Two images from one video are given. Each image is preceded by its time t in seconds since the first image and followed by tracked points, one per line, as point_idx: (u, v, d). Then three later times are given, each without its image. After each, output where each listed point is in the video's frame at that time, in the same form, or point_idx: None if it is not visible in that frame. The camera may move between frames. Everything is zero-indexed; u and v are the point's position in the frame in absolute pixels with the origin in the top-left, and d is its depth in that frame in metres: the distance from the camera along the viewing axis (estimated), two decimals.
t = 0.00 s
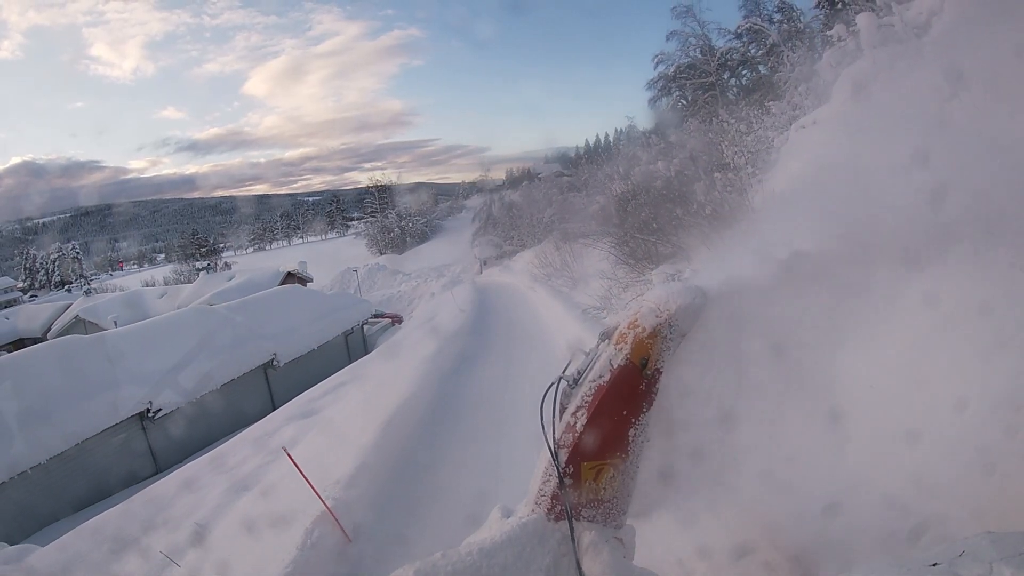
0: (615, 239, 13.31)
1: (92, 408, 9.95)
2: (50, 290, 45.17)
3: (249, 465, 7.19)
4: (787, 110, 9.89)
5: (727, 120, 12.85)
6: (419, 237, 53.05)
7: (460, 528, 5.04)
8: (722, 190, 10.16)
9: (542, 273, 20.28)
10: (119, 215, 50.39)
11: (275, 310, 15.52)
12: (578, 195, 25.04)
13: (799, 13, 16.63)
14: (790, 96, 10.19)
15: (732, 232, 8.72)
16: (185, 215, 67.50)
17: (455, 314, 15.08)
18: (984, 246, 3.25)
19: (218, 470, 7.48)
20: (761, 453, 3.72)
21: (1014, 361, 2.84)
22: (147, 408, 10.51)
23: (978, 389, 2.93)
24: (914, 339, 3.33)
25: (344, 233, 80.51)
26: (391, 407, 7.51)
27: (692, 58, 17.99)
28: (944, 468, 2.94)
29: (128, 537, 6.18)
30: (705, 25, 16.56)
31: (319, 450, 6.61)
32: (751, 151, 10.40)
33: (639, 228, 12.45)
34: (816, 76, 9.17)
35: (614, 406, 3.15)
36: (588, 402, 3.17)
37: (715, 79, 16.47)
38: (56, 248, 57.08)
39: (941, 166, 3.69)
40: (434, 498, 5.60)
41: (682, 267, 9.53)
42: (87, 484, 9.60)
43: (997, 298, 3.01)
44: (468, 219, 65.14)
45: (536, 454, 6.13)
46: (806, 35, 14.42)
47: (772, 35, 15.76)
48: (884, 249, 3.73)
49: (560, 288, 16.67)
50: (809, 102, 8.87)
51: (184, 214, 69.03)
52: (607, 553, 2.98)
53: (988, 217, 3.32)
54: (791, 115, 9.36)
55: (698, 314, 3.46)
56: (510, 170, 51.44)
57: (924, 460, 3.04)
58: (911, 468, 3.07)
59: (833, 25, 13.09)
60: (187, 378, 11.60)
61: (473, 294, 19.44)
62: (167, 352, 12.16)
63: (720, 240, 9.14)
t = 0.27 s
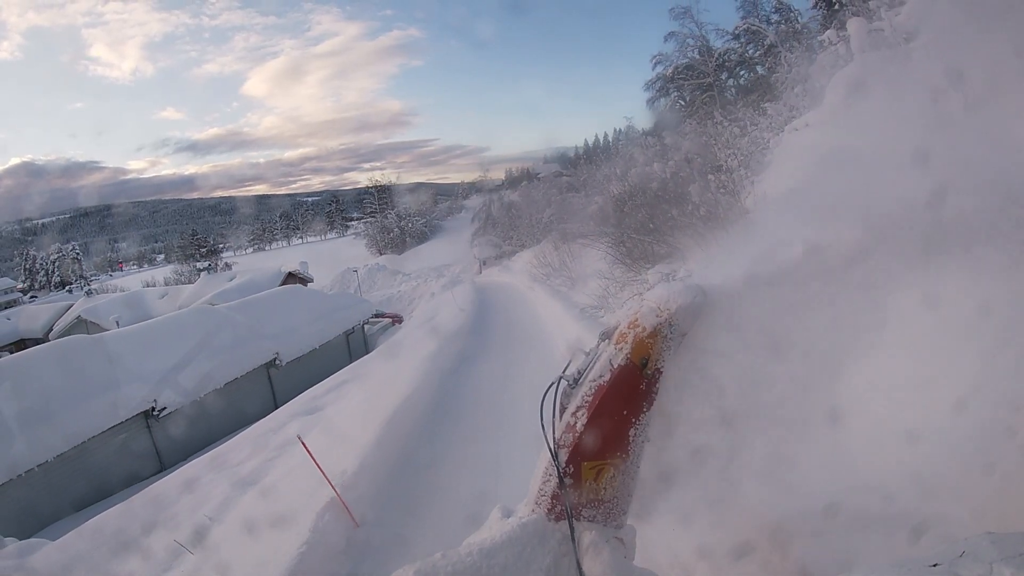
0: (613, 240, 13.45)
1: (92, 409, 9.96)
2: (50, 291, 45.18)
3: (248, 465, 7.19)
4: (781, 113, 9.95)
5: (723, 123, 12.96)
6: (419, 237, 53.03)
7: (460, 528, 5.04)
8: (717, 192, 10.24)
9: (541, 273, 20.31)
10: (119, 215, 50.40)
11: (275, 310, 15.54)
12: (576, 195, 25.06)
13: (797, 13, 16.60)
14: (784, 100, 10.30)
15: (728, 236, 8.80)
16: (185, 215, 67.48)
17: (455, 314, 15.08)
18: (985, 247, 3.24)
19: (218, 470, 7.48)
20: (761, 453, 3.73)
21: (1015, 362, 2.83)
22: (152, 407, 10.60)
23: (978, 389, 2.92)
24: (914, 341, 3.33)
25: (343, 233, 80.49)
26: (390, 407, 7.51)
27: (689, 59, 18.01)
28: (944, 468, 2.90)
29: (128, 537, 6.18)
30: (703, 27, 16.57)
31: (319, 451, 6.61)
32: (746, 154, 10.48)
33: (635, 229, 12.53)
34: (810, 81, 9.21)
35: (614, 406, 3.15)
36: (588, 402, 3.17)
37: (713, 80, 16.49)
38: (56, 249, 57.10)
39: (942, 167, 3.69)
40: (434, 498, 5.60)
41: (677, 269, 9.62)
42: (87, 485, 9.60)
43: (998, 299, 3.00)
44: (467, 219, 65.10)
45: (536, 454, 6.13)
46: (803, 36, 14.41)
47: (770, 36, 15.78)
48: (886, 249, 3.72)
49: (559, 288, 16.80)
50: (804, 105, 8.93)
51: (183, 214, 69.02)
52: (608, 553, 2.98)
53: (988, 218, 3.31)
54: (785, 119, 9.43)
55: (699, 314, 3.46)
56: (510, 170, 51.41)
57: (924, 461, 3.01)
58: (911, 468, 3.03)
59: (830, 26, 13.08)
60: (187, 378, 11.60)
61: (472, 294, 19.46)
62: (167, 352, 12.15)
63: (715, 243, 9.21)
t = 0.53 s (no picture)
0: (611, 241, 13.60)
1: (92, 409, 9.98)
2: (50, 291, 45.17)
3: (248, 464, 7.19)
4: (775, 116, 10.09)
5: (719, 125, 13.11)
6: (418, 237, 52.99)
7: (460, 527, 5.04)
8: (711, 194, 10.46)
9: (541, 272, 20.32)
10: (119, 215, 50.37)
11: (276, 310, 15.55)
12: (575, 195, 25.07)
13: (795, 14, 16.58)
14: (778, 102, 10.43)
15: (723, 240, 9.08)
16: (185, 215, 67.44)
17: (455, 314, 15.07)
18: (985, 247, 3.23)
19: (218, 470, 7.47)
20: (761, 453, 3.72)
21: (1013, 362, 2.82)
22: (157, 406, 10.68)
23: (978, 389, 2.91)
24: (914, 342, 3.33)
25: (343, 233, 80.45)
26: (390, 407, 7.49)
27: (687, 59, 18.05)
28: (943, 468, 2.88)
29: (127, 537, 6.17)
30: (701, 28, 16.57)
31: (319, 451, 6.60)
32: (741, 156, 10.67)
33: (633, 229, 12.91)
34: (803, 85, 9.33)
35: (614, 405, 3.15)
36: (588, 401, 3.17)
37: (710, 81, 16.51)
38: (55, 249, 57.08)
39: (943, 168, 3.68)
40: (434, 498, 5.59)
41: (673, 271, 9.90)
42: (87, 484, 9.59)
43: (998, 299, 3.00)
44: (467, 219, 65.04)
45: (536, 454, 6.13)
46: (801, 37, 14.40)
47: (767, 37, 15.80)
48: (886, 248, 3.72)
49: (558, 288, 16.93)
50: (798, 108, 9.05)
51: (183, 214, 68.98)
52: (607, 553, 2.98)
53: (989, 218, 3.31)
54: (779, 121, 9.55)
55: (700, 314, 3.45)
56: (510, 169, 51.37)
57: (923, 461, 2.99)
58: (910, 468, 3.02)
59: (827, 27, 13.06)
60: (187, 377, 11.59)
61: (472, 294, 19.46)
62: (167, 352, 12.15)
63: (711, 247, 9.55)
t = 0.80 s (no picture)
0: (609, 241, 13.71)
1: (92, 409, 9.96)
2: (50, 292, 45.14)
3: (248, 465, 7.18)
4: (768, 117, 10.20)
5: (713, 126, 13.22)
6: (418, 237, 52.93)
7: (460, 527, 5.02)
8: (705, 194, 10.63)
9: (540, 272, 20.30)
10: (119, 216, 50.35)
11: (277, 309, 15.57)
12: (574, 195, 25.08)
13: (792, 14, 16.55)
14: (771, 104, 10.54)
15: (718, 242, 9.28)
16: (184, 216, 67.39)
17: (454, 314, 15.04)
18: (984, 247, 3.23)
19: (218, 470, 7.47)
20: (762, 452, 3.70)
21: (1012, 362, 2.83)
22: (162, 404, 10.74)
23: (977, 389, 2.92)
24: (914, 341, 3.32)
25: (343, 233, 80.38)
26: (390, 407, 7.48)
27: (685, 60, 18.06)
28: (945, 468, 2.87)
29: (127, 537, 6.17)
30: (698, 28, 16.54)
31: (318, 450, 6.59)
32: (735, 158, 10.81)
33: (630, 230, 13.04)
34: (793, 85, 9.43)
35: (613, 405, 3.14)
36: (587, 401, 3.16)
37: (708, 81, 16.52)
38: (56, 250, 57.09)
39: (942, 167, 3.68)
40: (433, 498, 5.58)
41: (667, 271, 10.09)
42: (87, 485, 9.58)
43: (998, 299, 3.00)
44: (467, 219, 64.97)
45: (536, 454, 6.12)
46: (798, 37, 14.39)
47: (765, 37, 15.78)
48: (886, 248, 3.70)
49: (556, 288, 17.01)
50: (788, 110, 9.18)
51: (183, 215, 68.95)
52: (607, 553, 2.97)
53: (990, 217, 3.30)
54: (772, 121, 9.64)
55: (699, 314, 3.44)
56: (509, 169, 51.31)
57: (923, 462, 2.98)
58: (911, 469, 3.01)
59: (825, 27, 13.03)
60: (187, 377, 11.58)
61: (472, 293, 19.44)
62: (167, 352, 12.13)
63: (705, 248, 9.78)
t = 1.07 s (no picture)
0: (608, 241, 13.83)
1: (92, 410, 9.96)
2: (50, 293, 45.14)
3: (248, 465, 7.18)
4: (763, 118, 10.27)
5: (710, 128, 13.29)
6: (418, 237, 52.92)
7: (460, 527, 5.02)
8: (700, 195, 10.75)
9: (539, 271, 20.31)
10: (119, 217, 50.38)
11: (277, 310, 15.60)
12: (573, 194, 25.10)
13: (790, 15, 16.60)
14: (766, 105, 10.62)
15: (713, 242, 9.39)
16: (184, 216, 67.38)
17: (454, 314, 15.05)
18: (983, 248, 3.24)
19: (218, 470, 7.46)
20: (762, 452, 3.70)
21: (1013, 363, 2.84)
22: (167, 403, 10.81)
23: (978, 389, 2.92)
24: (915, 341, 3.32)
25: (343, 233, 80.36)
26: (390, 407, 7.48)
27: (683, 60, 17.99)
28: (945, 468, 2.87)
29: (127, 538, 6.16)
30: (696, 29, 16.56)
31: (318, 450, 6.58)
32: (727, 159, 10.89)
33: (629, 230, 13.15)
34: (786, 86, 9.49)
35: (614, 405, 3.14)
36: (588, 401, 3.16)
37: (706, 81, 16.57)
38: (56, 251, 57.10)
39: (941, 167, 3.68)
40: (433, 498, 5.58)
41: (663, 270, 10.20)
42: (87, 485, 9.57)
43: (998, 299, 3.02)
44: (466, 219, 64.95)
45: (536, 454, 6.12)
46: (795, 38, 14.45)
47: (762, 37, 15.78)
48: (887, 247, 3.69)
49: (555, 287, 17.08)
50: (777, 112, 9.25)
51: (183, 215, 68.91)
52: (607, 553, 2.97)
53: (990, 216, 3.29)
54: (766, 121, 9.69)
55: (699, 313, 3.44)
56: (509, 169, 51.28)
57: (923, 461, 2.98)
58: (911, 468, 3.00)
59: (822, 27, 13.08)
60: (186, 377, 11.56)
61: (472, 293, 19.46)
62: (167, 352, 12.12)
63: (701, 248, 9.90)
